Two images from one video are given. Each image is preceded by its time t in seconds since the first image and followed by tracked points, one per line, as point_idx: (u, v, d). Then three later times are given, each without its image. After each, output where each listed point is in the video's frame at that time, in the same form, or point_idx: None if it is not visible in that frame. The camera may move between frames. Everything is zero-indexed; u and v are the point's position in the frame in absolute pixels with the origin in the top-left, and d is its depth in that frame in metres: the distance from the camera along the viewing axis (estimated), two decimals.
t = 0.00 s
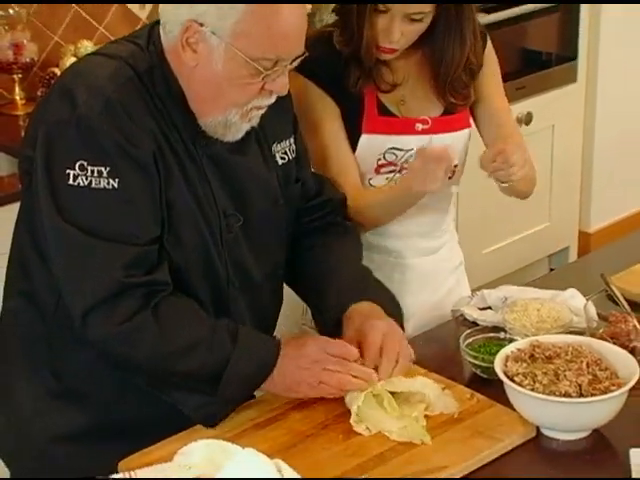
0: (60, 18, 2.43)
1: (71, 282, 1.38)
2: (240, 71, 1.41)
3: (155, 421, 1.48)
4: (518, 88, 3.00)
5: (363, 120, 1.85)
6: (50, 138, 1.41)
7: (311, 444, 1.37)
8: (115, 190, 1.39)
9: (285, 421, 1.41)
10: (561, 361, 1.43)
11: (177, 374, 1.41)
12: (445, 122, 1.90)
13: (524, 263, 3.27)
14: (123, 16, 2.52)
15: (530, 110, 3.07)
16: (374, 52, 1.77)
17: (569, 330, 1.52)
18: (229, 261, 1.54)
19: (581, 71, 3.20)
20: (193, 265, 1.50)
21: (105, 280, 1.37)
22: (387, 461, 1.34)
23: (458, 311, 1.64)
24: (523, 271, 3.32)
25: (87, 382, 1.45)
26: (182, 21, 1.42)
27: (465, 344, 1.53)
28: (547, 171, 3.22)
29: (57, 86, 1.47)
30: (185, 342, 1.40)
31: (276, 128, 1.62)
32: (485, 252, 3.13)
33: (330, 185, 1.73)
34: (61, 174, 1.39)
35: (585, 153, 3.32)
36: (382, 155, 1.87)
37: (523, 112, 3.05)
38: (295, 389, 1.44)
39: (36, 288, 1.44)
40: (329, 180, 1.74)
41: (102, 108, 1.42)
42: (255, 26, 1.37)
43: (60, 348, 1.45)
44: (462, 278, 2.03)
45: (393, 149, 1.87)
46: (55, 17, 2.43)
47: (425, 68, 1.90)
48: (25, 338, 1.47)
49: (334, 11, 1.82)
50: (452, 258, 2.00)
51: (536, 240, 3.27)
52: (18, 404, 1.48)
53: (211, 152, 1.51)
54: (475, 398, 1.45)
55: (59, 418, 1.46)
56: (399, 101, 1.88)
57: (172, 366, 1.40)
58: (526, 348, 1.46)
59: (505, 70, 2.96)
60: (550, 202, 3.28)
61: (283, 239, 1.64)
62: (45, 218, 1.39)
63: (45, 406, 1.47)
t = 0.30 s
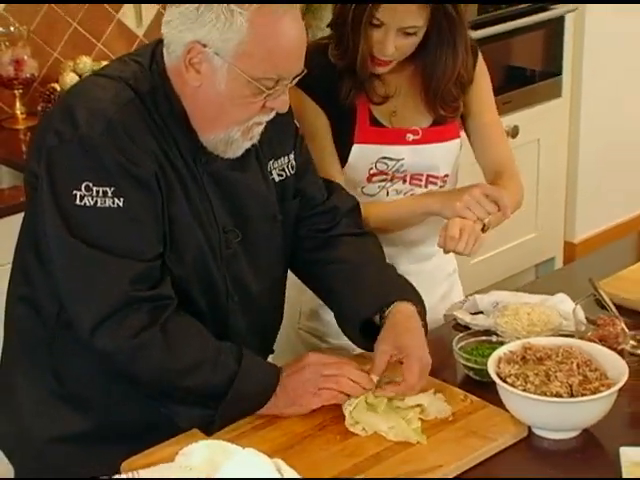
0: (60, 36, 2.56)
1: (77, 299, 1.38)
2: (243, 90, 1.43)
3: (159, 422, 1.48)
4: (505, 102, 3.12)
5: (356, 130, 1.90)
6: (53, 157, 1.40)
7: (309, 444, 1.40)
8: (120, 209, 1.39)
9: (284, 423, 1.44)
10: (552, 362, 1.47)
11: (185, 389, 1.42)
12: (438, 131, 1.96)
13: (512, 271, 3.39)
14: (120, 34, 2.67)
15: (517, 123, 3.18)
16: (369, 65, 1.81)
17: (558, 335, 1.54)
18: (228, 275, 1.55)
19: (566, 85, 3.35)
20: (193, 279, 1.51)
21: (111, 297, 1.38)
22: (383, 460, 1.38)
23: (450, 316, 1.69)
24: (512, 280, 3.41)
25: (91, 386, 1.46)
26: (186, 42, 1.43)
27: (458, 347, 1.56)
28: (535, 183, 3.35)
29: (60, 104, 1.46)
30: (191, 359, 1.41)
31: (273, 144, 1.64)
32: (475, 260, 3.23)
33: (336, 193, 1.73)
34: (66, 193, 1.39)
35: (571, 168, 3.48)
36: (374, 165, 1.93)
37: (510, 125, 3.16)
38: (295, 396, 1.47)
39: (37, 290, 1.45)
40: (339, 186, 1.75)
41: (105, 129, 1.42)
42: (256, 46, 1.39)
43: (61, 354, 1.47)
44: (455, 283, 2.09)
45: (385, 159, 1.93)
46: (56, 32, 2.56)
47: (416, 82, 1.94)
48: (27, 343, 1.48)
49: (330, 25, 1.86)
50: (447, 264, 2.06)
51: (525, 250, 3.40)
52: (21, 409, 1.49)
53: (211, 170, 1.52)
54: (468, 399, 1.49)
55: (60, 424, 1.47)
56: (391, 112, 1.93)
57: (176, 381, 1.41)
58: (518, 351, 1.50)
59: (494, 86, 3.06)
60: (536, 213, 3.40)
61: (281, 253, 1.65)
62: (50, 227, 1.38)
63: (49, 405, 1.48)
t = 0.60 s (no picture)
0: (55, 44, 2.61)
1: (79, 298, 1.41)
2: (239, 93, 1.46)
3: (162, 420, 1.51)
4: (488, 108, 3.19)
5: (346, 132, 1.96)
6: (55, 161, 1.43)
7: (304, 436, 1.44)
8: (121, 210, 1.42)
9: (278, 415, 1.49)
10: (538, 354, 1.51)
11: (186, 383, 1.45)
12: (427, 133, 2.01)
13: (500, 271, 3.47)
14: (113, 42, 2.71)
15: (500, 128, 3.25)
16: (359, 69, 1.86)
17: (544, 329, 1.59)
18: (225, 276, 1.57)
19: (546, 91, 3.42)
20: (192, 280, 1.54)
21: (113, 296, 1.40)
22: (374, 451, 1.42)
23: (438, 312, 1.73)
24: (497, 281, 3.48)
25: (93, 383, 1.49)
26: (182, 47, 1.46)
27: (447, 341, 1.60)
28: (517, 187, 3.43)
29: (62, 108, 1.49)
30: (189, 354, 1.44)
31: (271, 149, 1.67)
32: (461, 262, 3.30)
33: (325, 200, 1.76)
34: (69, 196, 1.41)
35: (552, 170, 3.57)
36: (364, 166, 1.99)
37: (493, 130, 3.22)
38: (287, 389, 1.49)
39: (37, 289, 1.48)
40: (325, 194, 1.78)
41: (105, 133, 1.45)
42: (250, 49, 1.42)
43: (62, 354, 1.49)
44: (443, 283, 2.14)
45: (375, 160, 1.99)
46: (52, 40, 2.60)
47: (406, 86, 2.00)
48: (26, 340, 1.51)
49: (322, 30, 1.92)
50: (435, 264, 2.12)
51: (509, 251, 3.47)
52: (20, 405, 1.52)
53: (212, 174, 1.55)
54: (457, 391, 1.53)
55: (59, 418, 1.50)
56: (381, 114, 1.99)
57: (176, 377, 1.44)
58: (505, 344, 1.55)
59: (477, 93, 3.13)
60: (519, 217, 3.48)
61: (276, 255, 1.67)
62: (52, 229, 1.41)
63: (47, 404, 1.51)
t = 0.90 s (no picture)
0: (52, 50, 2.66)
1: (93, 291, 1.45)
2: (239, 94, 1.49)
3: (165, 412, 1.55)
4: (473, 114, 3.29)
5: (338, 133, 2.04)
6: (65, 158, 1.47)
7: (300, 427, 1.49)
8: (132, 205, 1.46)
9: (274, 407, 1.53)
10: (527, 346, 1.55)
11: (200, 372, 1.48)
12: (414, 136, 2.10)
13: (487, 269, 3.58)
14: (108, 50, 2.75)
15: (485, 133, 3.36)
16: (351, 72, 1.93)
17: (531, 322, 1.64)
18: (226, 273, 1.63)
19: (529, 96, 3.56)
20: (196, 276, 1.59)
21: (125, 288, 1.44)
22: (368, 440, 1.47)
23: (428, 307, 1.77)
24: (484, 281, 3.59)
25: (100, 378, 1.52)
26: (184, 49, 1.51)
27: (438, 334, 1.65)
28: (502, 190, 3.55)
29: (70, 109, 1.53)
30: (199, 342, 1.47)
31: (269, 151, 1.71)
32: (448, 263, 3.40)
33: (322, 200, 1.81)
34: (80, 192, 1.45)
35: (535, 170, 3.70)
36: (356, 166, 2.07)
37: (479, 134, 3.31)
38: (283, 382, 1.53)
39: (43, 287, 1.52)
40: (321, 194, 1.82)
41: (114, 131, 1.49)
42: (251, 51, 1.46)
43: (68, 350, 1.53)
44: (432, 280, 2.22)
45: (366, 160, 2.07)
46: (49, 47, 2.66)
47: (396, 89, 2.07)
48: (27, 340, 1.55)
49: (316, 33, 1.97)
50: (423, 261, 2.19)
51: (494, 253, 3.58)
52: (23, 398, 1.56)
53: (216, 173, 1.60)
54: (448, 382, 1.58)
55: (61, 412, 1.54)
56: (373, 116, 2.07)
57: (188, 366, 1.47)
58: (494, 336, 1.59)
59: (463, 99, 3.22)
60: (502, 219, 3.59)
61: (274, 253, 1.73)
62: (64, 224, 1.45)
63: (48, 401, 1.55)
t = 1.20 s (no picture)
0: (56, 57, 2.78)
1: (90, 285, 1.49)
2: (243, 94, 1.54)
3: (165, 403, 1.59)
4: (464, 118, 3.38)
5: (340, 129, 2.08)
6: (70, 157, 1.52)
7: (301, 414, 1.55)
8: (129, 204, 1.51)
9: (275, 396, 1.59)
10: (519, 336, 1.61)
11: (191, 371, 1.52)
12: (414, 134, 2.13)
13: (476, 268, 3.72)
14: (111, 55, 2.87)
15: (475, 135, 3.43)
16: (356, 71, 1.99)
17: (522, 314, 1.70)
18: (228, 270, 1.67)
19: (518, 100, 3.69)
20: (197, 272, 1.63)
21: (121, 284, 1.48)
22: (366, 427, 1.53)
23: (422, 301, 1.83)
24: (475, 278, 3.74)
25: (103, 368, 1.56)
26: (189, 51, 1.55)
27: (432, 326, 1.71)
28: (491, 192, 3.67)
29: (78, 108, 1.58)
30: (191, 338, 1.52)
31: (271, 149, 1.77)
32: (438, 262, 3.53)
33: (326, 196, 1.86)
34: (80, 190, 1.50)
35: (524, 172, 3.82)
36: (356, 162, 2.11)
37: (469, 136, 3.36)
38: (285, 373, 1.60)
39: (48, 278, 1.57)
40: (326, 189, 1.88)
41: (119, 132, 1.54)
42: (254, 52, 1.51)
43: (73, 343, 1.57)
44: (425, 276, 2.26)
45: (366, 156, 2.11)
46: (52, 54, 2.77)
47: (399, 89, 2.12)
48: (30, 330, 1.59)
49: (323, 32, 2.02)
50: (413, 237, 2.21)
51: (483, 253, 3.72)
52: (29, 388, 1.60)
53: (218, 172, 1.64)
54: (443, 372, 1.64)
55: (64, 400, 1.59)
56: (377, 115, 2.12)
57: (181, 361, 1.51)
58: (487, 327, 1.65)
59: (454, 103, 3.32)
60: (491, 219, 3.73)
61: (274, 249, 1.78)
62: (65, 220, 1.50)
63: (55, 390, 1.59)
